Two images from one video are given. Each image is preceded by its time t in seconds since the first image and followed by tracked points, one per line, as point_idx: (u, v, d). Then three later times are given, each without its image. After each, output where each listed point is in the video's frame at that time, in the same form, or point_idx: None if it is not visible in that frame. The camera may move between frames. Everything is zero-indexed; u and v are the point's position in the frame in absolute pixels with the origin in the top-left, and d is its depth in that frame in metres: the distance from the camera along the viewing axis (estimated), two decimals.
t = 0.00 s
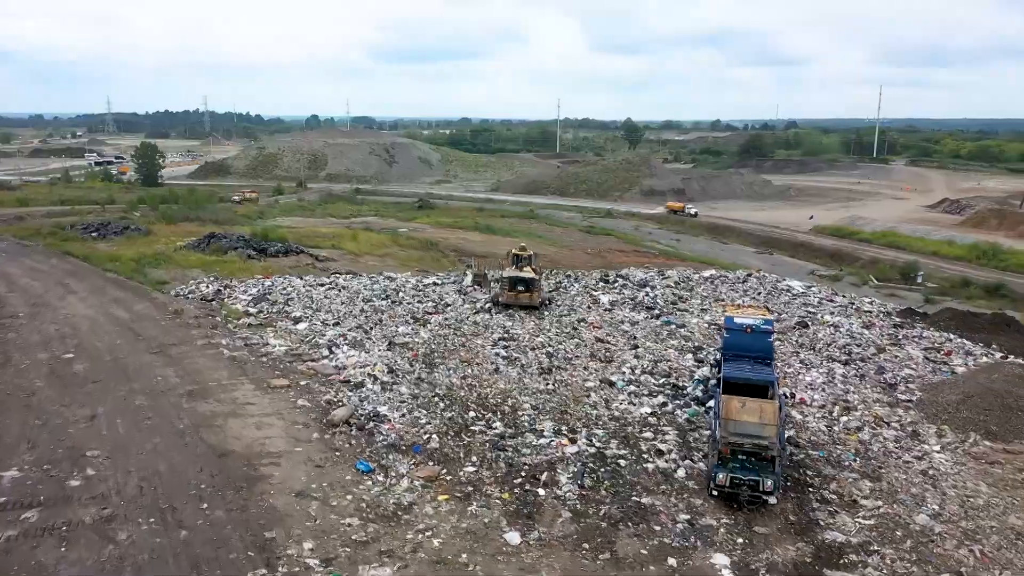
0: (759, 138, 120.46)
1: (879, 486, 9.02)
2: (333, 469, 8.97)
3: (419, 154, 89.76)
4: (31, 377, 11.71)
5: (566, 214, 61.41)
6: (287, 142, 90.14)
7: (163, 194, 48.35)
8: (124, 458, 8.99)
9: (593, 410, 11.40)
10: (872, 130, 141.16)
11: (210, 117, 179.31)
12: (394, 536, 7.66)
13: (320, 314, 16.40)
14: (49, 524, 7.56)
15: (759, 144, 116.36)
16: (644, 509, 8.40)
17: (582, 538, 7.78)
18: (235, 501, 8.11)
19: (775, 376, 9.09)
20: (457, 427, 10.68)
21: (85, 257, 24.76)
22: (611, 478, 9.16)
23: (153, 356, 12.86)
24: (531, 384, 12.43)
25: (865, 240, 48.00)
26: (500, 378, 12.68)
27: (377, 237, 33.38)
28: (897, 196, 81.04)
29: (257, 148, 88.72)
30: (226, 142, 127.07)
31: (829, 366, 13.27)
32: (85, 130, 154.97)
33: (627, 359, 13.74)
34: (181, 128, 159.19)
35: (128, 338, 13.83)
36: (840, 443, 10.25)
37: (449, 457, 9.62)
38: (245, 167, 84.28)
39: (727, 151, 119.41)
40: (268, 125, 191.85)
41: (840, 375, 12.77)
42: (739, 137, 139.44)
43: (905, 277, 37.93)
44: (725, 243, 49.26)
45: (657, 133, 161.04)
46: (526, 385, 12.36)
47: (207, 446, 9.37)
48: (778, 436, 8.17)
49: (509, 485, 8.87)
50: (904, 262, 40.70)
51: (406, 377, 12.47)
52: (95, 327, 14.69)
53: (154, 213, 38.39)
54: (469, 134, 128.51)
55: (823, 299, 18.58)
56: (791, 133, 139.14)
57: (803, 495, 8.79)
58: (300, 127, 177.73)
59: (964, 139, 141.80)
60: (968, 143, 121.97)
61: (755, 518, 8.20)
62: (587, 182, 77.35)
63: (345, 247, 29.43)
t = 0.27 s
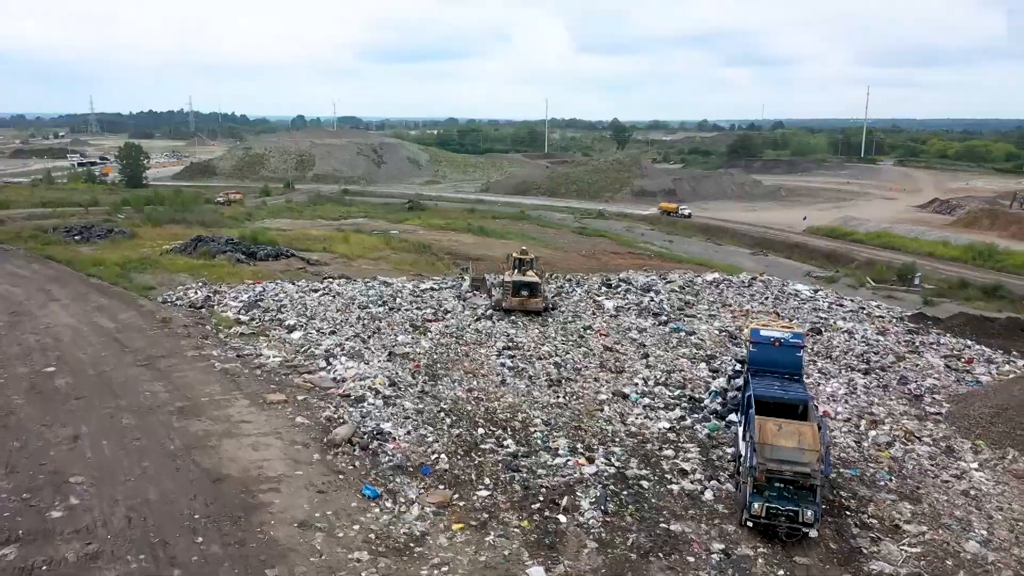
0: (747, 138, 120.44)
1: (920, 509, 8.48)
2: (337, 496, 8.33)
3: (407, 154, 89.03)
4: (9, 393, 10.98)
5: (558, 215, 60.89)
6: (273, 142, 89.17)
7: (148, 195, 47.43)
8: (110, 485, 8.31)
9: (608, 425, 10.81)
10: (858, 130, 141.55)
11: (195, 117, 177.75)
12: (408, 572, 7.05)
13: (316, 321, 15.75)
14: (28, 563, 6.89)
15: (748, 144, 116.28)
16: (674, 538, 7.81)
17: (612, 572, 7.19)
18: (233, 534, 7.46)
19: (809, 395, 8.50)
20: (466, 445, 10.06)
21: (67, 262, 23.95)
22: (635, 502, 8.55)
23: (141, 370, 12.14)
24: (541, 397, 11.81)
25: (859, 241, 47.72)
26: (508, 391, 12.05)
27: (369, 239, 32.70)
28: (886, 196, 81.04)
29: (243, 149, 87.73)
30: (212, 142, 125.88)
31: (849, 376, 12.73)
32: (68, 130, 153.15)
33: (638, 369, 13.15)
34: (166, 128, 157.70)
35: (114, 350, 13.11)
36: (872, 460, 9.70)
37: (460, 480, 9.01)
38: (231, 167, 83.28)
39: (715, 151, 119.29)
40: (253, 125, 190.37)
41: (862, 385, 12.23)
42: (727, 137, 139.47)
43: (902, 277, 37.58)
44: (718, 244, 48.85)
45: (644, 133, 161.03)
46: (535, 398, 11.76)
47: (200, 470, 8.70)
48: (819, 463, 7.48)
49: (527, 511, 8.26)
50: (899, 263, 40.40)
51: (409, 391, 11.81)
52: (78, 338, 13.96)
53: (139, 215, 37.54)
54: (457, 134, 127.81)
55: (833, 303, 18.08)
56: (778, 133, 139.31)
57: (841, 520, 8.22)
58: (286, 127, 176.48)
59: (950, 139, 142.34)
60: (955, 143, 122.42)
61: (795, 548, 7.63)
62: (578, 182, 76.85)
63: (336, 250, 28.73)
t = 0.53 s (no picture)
0: (737, 138, 120.39)
1: (971, 534, 7.95)
2: (348, 524, 7.73)
3: (397, 154, 88.28)
4: None
5: (550, 216, 60.43)
6: (261, 142, 88.34)
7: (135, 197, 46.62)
8: (101, 514, 7.68)
9: (629, 441, 10.24)
10: (847, 130, 141.77)
11: (180, 117, 176.09)
12: None
13: (314, 329, 15.11)
14: None
15: (738, 144, 116.20)
16: (713, 569, 7.29)
17: None
18: (236, 571, 6.86)
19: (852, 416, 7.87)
20: (481, 464, 9.47)
21: (51, 267, 23.22)
22: (667, 528, 8.00)
23: (131, 383, 11.48)
24: (556, 410, 11.23)
25: (854, 241, 47.48)
26: (520, 404, 11.47)
27: (362, 242, 32.03)
28: (877, 196, 81.01)
29: (230, 149, 86.72)
30: (198, 143, 124.63)
31: (874, 385, 12.22)
32: (52, 130, 151.55)
33: (654, 380, 12.61)
34: (152, 128, 156.22)
35: (102, 362, 12.44)
36: (910, 477, 9.18)
37: (478, 505, 8.42)
38: (218, 168, 82.35)
39: (705, 151, 119.17)
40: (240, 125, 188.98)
41: (889, 396, 11.71)
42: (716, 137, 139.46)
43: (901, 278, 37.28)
44: (713, 245, 48.47)
45: (633, 133, 160.90)
46: (550, 412, 11.18)
47: (198, 496, 8.07)
48: (872, 493, 6.84)
49: (552, 540, 7.70)
50: (898, 264, 40.07)
51: (416, 405, 11.21)
52: (64, 349, 13.26)
53: (125, 217, 36.73)
54: (447, 134, 127.17)
55: (845, 308, 17.60)
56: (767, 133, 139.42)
57: (888, 546, 7.69)
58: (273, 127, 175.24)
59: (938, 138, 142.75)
60: (943, 143, 122.79)
61: None
62: (569, 182, 76.36)
63: (330, 253, 28.09)
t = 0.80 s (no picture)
0: (727, 138, 120.40)
1: None
2: (366, 557, 7.17)
3: (386, 155, 87.53)
4: None
5: (543, 217, 59.89)
6: (249, 142, 87.41)
7: (122, 198, 45.76)
8: (96, 549, 7.07)
9: (655, 458, 9.68)
10: (835, 130, 142.21)
11: (166, 117, 174.44)
12: None
13: (315, 338, 14.52)
14: None
15: (728, 145, 116.16)
16: None
17: None
18: None
19: (906, 439, 7.15)
20: (502, 485, 8.89)
21: (37, 271, 22.46)
22: (708, 558, 7.47)
23: (125, 399, 10.83)
24: (575, 425, 10.67)
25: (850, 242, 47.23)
26: (536, 418, 10.90)
27: (357, 244, 31.37)
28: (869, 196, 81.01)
29: (218, 150, 85.70)
30: (185, 143, 123.42)
31: (903, 395, 11.72)
32: (36, 130, 149.75)
33: (673, 391, 12.07)
34: (137, 129, 154.63)
35: (93, 376, 11.77)
36: (957, 496, 8.69)
37: (503, 531, 7.85)
38: (206, 169, 81.39)
39: (695, 151, 119.08)
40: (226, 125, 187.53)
41: (921, 406, 11.22)
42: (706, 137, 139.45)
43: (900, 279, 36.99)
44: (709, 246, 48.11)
45: (622, 134, 160.80)
46: (569, 426, 10.61)
47: (201, 527, 7.46)
48: (938, 525, 6.15)
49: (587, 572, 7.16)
50: (896, 265, 39.81)
51: (428, 420, 10.62)
52: (52, 361, 12.58)
53: (112, 219, 35.93)
54: (436, 134, 126.46)
55: (860, 313, 17.15)
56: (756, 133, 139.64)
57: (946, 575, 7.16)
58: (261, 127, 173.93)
59: (925, 138, 143.37)
60: (932, 143, 123.22)
61: None
62: (561, 182, 75.90)
63: (325, 256, 27.46)
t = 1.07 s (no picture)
0: (717, 138, 120.39)
1: None
2: None
3: (376, 155, 86.79)
4: None
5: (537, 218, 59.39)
6: (237, 143, 86.46)
7: (108, 199, 44.86)
8: None
9: (687, 477, 9.16)
10: (824, 130, 142.34)
11: (152, 117, 172.65)
12: None
13: (317, 346, 13.92)
14: None
15: (719, 145, 116.12)
16: None
17: None
18: None
19: (974, 467, 6.55)
20: (528, 508, 8.35)
21: (23, 275, 21.72)
22: None
23: (122, 415, 10.21)
24: (598, 440, 10.14)
25: (847, 242, 46.97)
26: (557, 432, 10.37)
27: (351, 247, 30.73)
28: (860, 196, 80.99)
29: (205, 150, 84.68)
30: (171, 143, 122.16)
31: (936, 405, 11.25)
32: (19, 130, 147.85)
33: (696, 402, 11.57)
34: (122, 129, 152.96)
35: (87, 389, 11.13)
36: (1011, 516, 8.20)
37: (535, 561, 7.31)
38: (193, 170, 80.39)
39: (685, 151, 118.93)
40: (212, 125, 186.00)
41: (957, 418, 10.75)
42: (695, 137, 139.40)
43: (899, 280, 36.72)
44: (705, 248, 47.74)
45: (611, 134, 160.68)
46: (593, 442, 10.09)
47: (211, 560, 6.88)
48: None
49: None
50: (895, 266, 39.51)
51: (443, 436, 10.07)
52: (42, 373, 11.93)
53: (100, 221, 35.11)
54: (426, 134, 125.80)
55: (877, 317, 16.71)
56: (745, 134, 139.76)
57: None
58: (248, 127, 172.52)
59: (913, 138, 143.70)
60: (920, 143, 123.63)
61: None
62: (553, 183, 75.43)
63: (320, 259, 26.82)
